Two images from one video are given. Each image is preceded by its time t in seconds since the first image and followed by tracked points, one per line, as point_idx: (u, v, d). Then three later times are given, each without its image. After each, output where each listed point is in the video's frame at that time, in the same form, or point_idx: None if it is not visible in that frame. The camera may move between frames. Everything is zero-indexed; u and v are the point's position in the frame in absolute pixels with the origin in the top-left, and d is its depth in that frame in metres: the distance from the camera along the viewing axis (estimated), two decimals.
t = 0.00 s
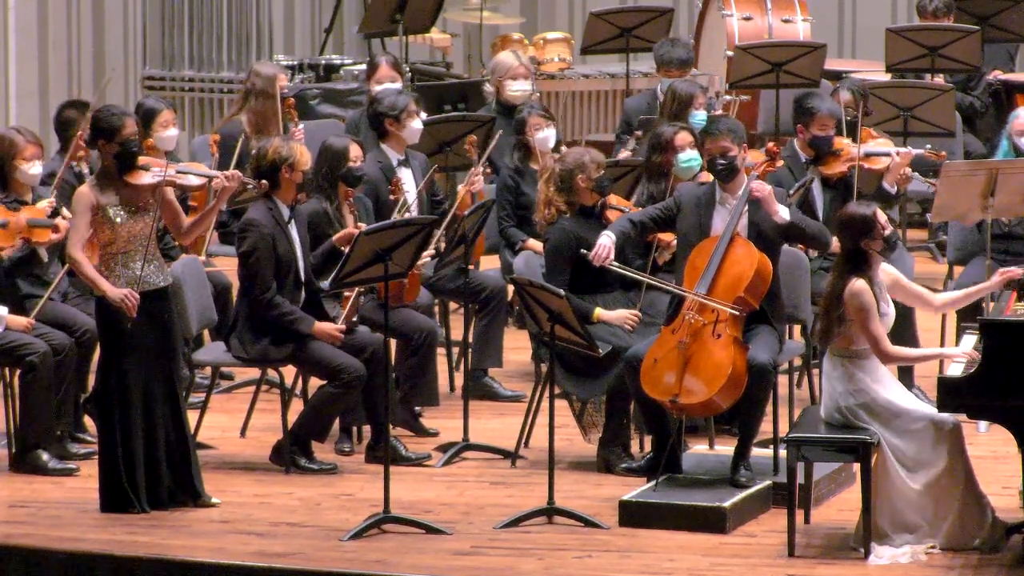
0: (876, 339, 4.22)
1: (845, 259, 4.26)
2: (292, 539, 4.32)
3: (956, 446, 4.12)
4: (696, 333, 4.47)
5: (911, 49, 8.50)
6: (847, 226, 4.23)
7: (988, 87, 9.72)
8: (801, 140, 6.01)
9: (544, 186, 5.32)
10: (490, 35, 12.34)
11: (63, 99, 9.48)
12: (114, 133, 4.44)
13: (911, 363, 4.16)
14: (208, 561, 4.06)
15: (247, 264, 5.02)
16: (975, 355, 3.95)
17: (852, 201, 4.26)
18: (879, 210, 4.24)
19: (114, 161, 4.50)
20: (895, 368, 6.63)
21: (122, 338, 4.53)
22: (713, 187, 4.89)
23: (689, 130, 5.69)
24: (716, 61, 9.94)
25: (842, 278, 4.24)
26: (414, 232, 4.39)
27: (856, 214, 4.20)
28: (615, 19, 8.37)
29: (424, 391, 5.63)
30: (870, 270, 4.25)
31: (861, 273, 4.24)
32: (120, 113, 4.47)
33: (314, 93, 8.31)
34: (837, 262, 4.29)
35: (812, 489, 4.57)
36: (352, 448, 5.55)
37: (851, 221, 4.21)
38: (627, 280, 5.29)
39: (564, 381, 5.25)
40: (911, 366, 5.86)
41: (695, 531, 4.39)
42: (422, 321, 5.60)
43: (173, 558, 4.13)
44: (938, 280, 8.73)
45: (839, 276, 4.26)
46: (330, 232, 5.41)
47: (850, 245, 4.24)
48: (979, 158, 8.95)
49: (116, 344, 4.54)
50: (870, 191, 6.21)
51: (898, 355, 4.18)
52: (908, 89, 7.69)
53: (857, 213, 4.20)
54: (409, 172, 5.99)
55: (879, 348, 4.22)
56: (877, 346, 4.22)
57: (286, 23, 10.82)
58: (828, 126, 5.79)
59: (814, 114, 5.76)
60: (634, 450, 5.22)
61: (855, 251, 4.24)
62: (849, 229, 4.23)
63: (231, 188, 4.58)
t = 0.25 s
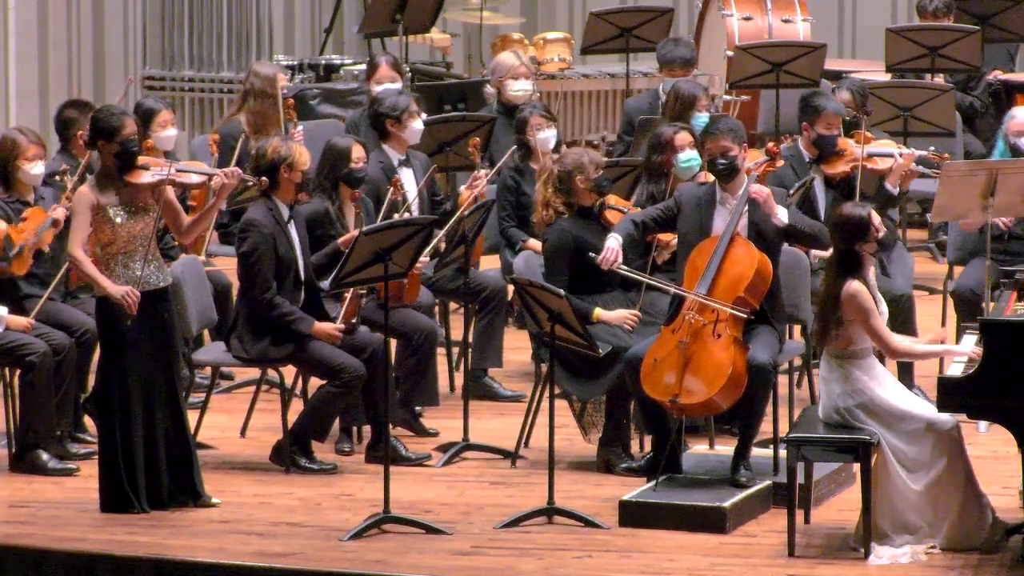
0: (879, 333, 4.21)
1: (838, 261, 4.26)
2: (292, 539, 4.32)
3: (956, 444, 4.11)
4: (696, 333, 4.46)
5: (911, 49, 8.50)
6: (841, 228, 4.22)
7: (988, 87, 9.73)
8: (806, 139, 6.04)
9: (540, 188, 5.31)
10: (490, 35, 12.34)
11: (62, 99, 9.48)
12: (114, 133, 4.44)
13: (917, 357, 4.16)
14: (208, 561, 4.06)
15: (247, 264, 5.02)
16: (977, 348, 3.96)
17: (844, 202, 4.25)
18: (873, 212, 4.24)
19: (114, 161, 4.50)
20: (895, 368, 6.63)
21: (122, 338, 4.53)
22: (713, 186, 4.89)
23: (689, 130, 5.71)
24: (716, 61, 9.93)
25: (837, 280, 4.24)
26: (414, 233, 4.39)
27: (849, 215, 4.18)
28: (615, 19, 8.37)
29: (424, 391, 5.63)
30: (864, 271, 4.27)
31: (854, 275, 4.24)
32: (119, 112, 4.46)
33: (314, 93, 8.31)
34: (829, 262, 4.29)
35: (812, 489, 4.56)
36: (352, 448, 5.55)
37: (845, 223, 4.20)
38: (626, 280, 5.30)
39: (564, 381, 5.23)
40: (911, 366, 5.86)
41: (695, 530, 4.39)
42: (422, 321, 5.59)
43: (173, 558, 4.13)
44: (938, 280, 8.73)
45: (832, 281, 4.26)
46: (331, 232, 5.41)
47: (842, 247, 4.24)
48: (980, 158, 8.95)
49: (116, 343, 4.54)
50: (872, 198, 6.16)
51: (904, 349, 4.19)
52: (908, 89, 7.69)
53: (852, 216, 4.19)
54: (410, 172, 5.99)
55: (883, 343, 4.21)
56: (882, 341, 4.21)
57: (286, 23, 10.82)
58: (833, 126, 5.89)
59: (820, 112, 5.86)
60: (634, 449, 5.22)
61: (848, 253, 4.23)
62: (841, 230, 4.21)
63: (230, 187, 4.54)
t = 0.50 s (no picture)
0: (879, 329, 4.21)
1: (829, 261, 4.25)
2: (292, 539, 4.32)
3: (956, 445, 4.12)
4: (696, 333, 4.46)
5: (911, 49, 8.50)
6: (834, 227, 4.21)
7: (988, 87, 9.73)
8: (808, 139, 6.01)
9: (540, 186, 5.30)
10: (490, 35, 12.33)
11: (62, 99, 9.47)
12: (116, 134, 4.44)
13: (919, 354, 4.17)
14: (208, 561, 4.06)
15: (248, 264, 5.02)
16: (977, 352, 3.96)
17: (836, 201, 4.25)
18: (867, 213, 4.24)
19: (115, 161, 4.50)
20: (895, 368, 6.63)
21: (123, 337, 4.53)
22: (713, 186, 4.89)
23: (688, 130, 5.72)
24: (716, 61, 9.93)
25: (828, 279, 4.24)
26: (414, 233, 4.38)
27: (844, 215, 4.19)
28: (614, 19, 8.37)
29: (424, 390, 5.63)
30: (856, 271, 4.27)
31: (845, 275, 4.24)
32: (121, 113, 4.47)
33: (314, 93, 8.30)
34: (819, 261, 4.29)
35: (812, 489, 4.56)
36: (352, 447, 5.55)
37: (839, 223, 4.20)
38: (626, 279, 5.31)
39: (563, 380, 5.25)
40: (911, 365, 5.86)
41: (695, 530, 4.39)
42: (422, 321, 5.59)
43: (173, 558, 4.13)
44: (937, 280, 8.73)
45: (823, 282, 4.26)
46: (331, 232, 5.40)
47: (833, 246, 4.24)
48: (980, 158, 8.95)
49: (117, 343, 4.54)
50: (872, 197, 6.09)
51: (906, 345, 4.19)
52: (908, 89, 7.69)
53: (846, 214, 4.19)
54: (410, 173, 5.99)
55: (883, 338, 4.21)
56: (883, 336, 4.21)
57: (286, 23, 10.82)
58: (838, 125, 5.85)
59: (826, 111, 5.81)
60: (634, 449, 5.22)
61: (838, 252, 4.23)
62: (834, 229, 4.21)
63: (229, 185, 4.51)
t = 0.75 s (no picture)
0: (877, 329, 4.19)
1: (823, 261, 4.25)
2: (292, 539, 4.32)
3: (956, 444, 4.13)
4: (696, 333, 4.46)
5: (912, 49, 8.50)
6: (829, 228, 4.21)
7: (988, 87, 9.74)
8: (811, 137, 6.01)
9: (540, 184, 5.28)
10: (490, 35, 12.33)
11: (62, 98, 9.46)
12: (118, 135, 4.44)
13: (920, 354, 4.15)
14: (208, 561, 4.06)
15: (248, 264, 5.03)
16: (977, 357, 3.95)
17: (833, 202, 4.25)
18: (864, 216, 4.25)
19: (116, 162, 4.50)
20: (895, 368, 6.63)
21: (125, 336, 4.53)
22: (713, 187, 4.90)
23: (688, 130, 5.71)
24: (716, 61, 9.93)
25: (823, 280, 4.24)
26: (413, 233, 4.38)
27: (839, 215, 4.19)
28: (614, 19, 8.37)
29: (425, 390, 5.62)
30: (850, 272, 4.27)
31: (839, 277, 4.24)
32: (122, 114, 4.46)
33: (314, 93, 8.30)
34: (814, 260, 4.28)
35: (812, 489, 4.56)
36: (352, 447, 5.55)
37: (835, 224, 4.20)
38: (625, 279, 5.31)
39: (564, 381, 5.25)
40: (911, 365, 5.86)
41: (695, 530, 4.39)
42: (422, 321, 5.59)
43: (173, 558, 4.13)
44: (937, 280, 8.73)
45: (818, 284, 4.26)
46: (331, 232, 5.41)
47: (827, 246, 4.24)
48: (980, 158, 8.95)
49: (118, 342, 4.54)
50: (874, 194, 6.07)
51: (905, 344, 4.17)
52: (908, 89, 7.69)
53: (846, 214, 4.20)
54: (410, 173, 5.99)
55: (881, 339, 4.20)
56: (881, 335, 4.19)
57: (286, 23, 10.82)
58: (841, 124, 5.83)
59: (829, 109, 5.78)
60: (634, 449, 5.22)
61: (834, 253, 4.24)
62: (829, 230, 4.21)
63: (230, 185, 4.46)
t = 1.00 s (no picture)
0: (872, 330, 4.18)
1: (820, 261, 4.25)
2: (293, 539, 4.32)
3: (957, 444, 4.13)
4: (696, 333, 4.46)
5: (912, 49, 8.51)
6: (829, 227, 4.22)
7: (988, 87, 9.74)
8: (812, 135, 5.98)
9: (541, 184, 5.29)
10: (490, 35, 12.34)
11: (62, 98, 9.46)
12: (120, 136, 4.43)
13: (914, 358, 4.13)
14: (208, 561, 4.06)
15: (249, 264, 5.03)
16: (976, 358, 3.94)
17: (835, 202, 4.26)
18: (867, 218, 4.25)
19: (117, 162, 4.49)
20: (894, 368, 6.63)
21: (126, 336, 4.53)
22: (713, 187, 4.90)
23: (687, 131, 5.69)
24: (716, 61, 9.93)
25: (821, 277, 4.24)
26: (413, 233, 4.39)
27: (840, 215, 4.20)
28: (614, 19, 8.37)
29: (424, 389, 5.64)
30: (848, 272, 4.26)
31: (837, 276, 4.24)
32: (124, 115, 4.46)
33: (314, 93, 8.30)
34: (813, 260, 4.28)
35: (812, 489, 4.56)
36: (352, 448, 5.55)
37: (835, 224, 4.20)
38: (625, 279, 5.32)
39: (563, 381, 5.25)
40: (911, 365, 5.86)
41: (695, 530, 4.39)
42: (422, 321, 5.60)
43: (173, 558, 4.13)
44: (937, 280, 8.73)
45: (814, 283, 4.26)
46: (331, 231, 5.42)
47: (826, 245, 4.24)
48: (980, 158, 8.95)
49: (119, 342, 4.53)
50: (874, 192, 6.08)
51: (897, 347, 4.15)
52: (908, 89, 7.69)
53: (846, 215, 4.20)
54: (411, 174, 5.98)
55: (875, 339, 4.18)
56: (876, 336, 4.17)
57: (286, 23, 10.83)
58: (842, 123, 5.84)
59: (830, 108, 5.79)
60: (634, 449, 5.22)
61: (832, 254, 4.24)
62: (828, 229, 4.22)
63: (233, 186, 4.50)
